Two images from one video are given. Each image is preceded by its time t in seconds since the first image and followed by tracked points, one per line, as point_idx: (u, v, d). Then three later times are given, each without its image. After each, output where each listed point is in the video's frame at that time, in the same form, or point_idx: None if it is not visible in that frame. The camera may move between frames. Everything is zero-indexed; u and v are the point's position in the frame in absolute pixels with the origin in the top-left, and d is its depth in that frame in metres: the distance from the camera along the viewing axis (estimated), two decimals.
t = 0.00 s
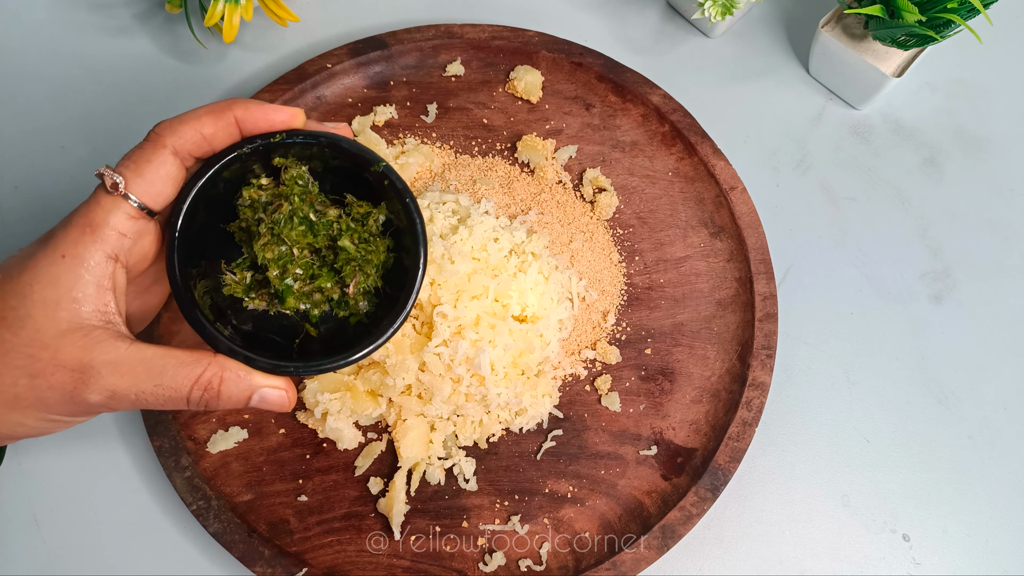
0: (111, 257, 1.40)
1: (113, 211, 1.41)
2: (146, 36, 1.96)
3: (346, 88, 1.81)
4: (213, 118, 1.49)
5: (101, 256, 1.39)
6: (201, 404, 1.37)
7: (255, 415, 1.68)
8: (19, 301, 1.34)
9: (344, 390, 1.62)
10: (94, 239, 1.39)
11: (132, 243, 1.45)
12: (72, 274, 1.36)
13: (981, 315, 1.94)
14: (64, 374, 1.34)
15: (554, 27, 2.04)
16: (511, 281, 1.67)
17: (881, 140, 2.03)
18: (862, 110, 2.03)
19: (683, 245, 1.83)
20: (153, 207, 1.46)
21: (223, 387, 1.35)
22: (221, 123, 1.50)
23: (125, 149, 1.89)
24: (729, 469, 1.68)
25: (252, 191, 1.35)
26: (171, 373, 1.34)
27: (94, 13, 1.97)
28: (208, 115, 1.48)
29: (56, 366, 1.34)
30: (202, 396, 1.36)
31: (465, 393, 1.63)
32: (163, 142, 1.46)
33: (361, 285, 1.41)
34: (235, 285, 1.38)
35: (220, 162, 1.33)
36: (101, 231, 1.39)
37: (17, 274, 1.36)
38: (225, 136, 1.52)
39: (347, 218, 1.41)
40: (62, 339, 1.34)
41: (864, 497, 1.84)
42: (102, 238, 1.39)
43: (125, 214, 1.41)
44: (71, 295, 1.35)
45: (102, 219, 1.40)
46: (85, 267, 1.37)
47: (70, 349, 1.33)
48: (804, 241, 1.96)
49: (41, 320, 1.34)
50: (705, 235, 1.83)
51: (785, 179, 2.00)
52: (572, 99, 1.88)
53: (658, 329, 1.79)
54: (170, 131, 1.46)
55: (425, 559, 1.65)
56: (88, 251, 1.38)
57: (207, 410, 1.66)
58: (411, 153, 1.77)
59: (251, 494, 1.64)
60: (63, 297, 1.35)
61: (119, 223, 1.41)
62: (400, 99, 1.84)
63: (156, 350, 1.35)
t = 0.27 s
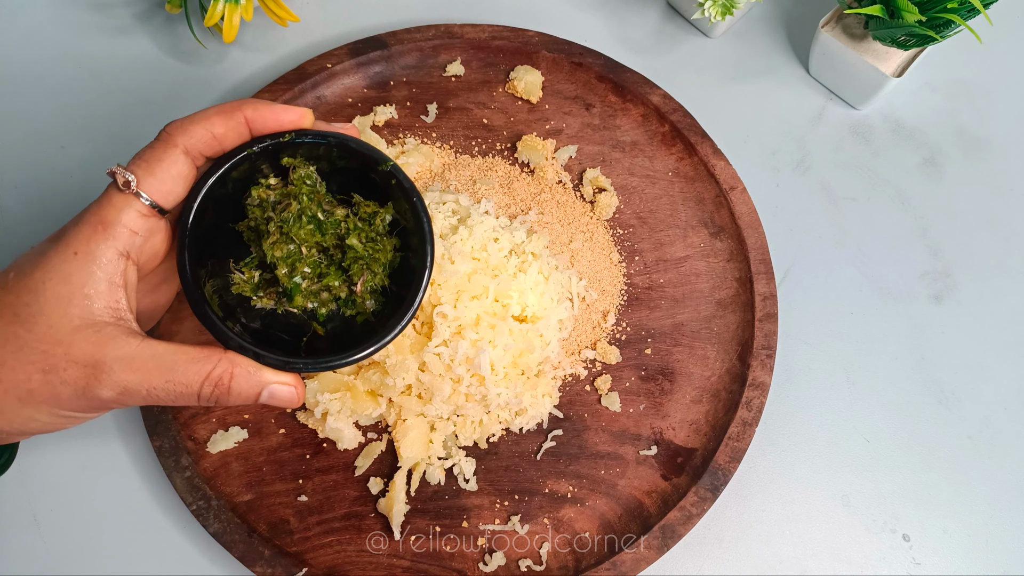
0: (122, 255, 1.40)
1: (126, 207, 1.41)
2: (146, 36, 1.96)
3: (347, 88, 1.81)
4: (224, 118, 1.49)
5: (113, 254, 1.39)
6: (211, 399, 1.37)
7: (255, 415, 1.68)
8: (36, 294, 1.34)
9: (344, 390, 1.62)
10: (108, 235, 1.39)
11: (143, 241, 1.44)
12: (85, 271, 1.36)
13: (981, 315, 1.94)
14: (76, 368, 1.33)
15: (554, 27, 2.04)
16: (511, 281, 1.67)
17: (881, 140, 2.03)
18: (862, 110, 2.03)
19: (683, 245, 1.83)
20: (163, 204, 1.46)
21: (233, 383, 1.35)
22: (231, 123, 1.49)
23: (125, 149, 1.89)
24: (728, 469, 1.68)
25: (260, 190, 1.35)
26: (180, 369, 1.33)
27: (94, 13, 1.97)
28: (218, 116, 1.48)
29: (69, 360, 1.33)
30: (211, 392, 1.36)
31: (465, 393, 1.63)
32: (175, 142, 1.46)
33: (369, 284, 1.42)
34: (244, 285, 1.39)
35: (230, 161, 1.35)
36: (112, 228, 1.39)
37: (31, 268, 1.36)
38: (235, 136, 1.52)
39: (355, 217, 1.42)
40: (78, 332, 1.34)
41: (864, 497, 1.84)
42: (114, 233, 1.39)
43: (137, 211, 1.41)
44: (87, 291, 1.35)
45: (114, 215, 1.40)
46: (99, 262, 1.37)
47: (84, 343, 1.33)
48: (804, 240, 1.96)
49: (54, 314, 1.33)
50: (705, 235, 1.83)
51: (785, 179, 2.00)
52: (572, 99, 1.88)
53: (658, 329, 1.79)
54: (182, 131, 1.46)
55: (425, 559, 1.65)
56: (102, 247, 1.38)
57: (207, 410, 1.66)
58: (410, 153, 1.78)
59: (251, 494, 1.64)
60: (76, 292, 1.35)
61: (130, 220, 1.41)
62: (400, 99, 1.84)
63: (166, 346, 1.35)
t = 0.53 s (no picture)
0: (104, 207, 1.35)
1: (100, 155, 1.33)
2: (146, 35, 1.96)
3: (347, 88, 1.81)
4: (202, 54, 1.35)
5: (96, 207, 1.33)
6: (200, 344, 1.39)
7: (255, 415, 1.68)
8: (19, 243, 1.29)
9: (344, 390, 1.62)
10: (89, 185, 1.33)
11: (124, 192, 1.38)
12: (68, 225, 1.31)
13: (981, 315, 1.94)
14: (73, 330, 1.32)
15: (554, 27, 2.04)
16: (511, 281, 1.67)
17: (881, 140, 2.03)
18: (863, 109, 2.03)
19: (683, 245, 1.83)
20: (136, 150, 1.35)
21: (224, 330, 1.37)
22: (212, 63, 1.35)
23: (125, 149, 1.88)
24: (729, 469, 1.68)
25: (222, 119, 1.28)
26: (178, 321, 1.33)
27: (95, 13, 1.97)
28: (197, 55, 1.34)
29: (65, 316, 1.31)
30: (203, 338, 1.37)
31: (465, 393, 1.63)
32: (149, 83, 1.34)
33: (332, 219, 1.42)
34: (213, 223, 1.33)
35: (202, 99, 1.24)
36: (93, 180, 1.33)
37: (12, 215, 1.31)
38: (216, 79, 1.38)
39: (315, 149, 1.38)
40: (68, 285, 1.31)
41: (864, 497, 1.84)
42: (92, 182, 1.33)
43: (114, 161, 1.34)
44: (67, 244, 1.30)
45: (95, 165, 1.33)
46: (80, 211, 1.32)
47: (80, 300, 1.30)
48: (804, 241, 1.96)
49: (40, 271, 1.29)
50: (705, 235, 1.83)
51: (785, 179, 2.00)
52: (572, 99, 1.88)
53: (658, 328, 1.79)
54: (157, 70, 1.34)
55: (425, 559, 1.65)
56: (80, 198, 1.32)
57: (208, 410, 1.66)
58: (410, 153, 1.78)
59: (251, 494, 1.64)
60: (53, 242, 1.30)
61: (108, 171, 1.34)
62: (400, 99, 1.84)
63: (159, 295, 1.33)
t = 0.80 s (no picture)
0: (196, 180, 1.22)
1: (164, 132, 1.17)
2: (146, 35, 1.96)
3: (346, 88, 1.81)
4: (331, 62, 1.11)
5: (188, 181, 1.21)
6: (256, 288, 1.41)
7: (255, 416, 1.67)
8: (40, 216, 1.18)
9: (344, 390, 1.63)
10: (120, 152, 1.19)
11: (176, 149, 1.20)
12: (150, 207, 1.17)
13: (981, 315, 1.94)
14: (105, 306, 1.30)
15: (554, 27, 2.04)
16: (511, 281, 1.67)
17: (881, 140, 2.03)
18: (863, 109, 2.03)
19: (683, 245, 1.83)
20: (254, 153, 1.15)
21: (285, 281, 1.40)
22: (342, 87, 1.13)
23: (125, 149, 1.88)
24: (729, 469, 1.68)
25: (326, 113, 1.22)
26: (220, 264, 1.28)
27: (95, 14, 1.97)
28: (328, 74, 1.11)
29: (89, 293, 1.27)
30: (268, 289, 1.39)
31: (465, 393, 1.63)
32: (288, 72, 1.10)
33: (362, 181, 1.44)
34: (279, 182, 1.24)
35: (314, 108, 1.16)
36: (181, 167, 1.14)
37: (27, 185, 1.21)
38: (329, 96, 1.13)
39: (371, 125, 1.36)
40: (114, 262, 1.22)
41: (865, 497, 1.83)
42: (144, 161, 1.16)
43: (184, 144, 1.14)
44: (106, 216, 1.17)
45: (146, 140, 1.18)
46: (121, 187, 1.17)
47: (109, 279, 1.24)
48: (804, 241, 1.96)
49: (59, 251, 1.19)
50: (705, 235, 1.83)
51: (785, 179, 2.00)
52: (572, 98, 1.88)
53: (658, 328, 1.79)
54: (298, 63, 1.10)
55: (425, 559, 1.65)
56: (132, 178, 1.16)
57: (208, 410, 1.66)
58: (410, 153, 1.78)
59: (251, 494, 1.64)
60: (127, 228, 1.18)
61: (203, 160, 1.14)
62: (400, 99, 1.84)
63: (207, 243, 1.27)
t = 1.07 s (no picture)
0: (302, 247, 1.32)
1: (309, 231, 1.24)
2: (146, 36, 1.96)
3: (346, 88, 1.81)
4: (471, 213, 1.29)
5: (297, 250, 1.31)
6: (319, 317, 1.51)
7: (255, 415, 1.67)
8: (161, 278, 1.22)
9: (344, 390, 1.63)
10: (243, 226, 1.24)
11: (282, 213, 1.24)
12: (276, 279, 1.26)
13: (981, 315, 1.94)
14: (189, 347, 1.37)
15: (554, 27, 2.04)
16: (511, 281, 1.68)
17: (881, 140, 2.03)
18: (863, 109, 2.03)
19: (683, 245, 1.83)
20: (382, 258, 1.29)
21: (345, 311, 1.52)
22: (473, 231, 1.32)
23: (125, 149, 1.88)
24: (729, 469, 1.69)
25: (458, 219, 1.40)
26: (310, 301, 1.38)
27: (95, 14, 1.97)
28: (468, 222, 1.28)
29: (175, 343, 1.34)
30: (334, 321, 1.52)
31: (465, 393, 1.63)
32: (437, 224, 1.26)
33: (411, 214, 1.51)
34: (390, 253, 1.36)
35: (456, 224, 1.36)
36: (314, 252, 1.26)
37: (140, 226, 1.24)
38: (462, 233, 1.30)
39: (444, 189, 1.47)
40: (211, 330, 1.31)
41: (864, 497, 1.84)
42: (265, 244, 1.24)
43: (320, 251, 1.25)
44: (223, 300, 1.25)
45: (286, 231, 1.24)
46: (248, 272, 1.24)
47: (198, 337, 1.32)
48: (804, 241, 1.96)
49: (165, 313, 1.25)
50: (705, 235, 1.83)
51: (785, 179, 2.00)
52: (573, 98, 1.87)
53: (658, 328, 1.79)
54: (446, 217, 1.26)
55: (425, 559, 1.65)
56: (265, 270, 1.25)
57: (208, 410, 1.66)
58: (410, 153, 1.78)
59: (251, 494, 1.64)
60: (246, 294, 1.26)
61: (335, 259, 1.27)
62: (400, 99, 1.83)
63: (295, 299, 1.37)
